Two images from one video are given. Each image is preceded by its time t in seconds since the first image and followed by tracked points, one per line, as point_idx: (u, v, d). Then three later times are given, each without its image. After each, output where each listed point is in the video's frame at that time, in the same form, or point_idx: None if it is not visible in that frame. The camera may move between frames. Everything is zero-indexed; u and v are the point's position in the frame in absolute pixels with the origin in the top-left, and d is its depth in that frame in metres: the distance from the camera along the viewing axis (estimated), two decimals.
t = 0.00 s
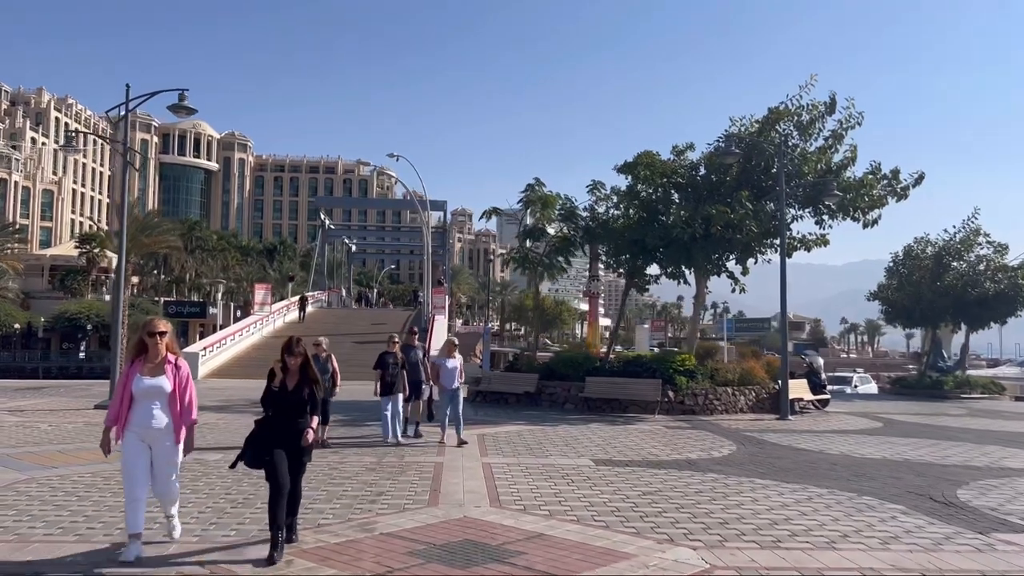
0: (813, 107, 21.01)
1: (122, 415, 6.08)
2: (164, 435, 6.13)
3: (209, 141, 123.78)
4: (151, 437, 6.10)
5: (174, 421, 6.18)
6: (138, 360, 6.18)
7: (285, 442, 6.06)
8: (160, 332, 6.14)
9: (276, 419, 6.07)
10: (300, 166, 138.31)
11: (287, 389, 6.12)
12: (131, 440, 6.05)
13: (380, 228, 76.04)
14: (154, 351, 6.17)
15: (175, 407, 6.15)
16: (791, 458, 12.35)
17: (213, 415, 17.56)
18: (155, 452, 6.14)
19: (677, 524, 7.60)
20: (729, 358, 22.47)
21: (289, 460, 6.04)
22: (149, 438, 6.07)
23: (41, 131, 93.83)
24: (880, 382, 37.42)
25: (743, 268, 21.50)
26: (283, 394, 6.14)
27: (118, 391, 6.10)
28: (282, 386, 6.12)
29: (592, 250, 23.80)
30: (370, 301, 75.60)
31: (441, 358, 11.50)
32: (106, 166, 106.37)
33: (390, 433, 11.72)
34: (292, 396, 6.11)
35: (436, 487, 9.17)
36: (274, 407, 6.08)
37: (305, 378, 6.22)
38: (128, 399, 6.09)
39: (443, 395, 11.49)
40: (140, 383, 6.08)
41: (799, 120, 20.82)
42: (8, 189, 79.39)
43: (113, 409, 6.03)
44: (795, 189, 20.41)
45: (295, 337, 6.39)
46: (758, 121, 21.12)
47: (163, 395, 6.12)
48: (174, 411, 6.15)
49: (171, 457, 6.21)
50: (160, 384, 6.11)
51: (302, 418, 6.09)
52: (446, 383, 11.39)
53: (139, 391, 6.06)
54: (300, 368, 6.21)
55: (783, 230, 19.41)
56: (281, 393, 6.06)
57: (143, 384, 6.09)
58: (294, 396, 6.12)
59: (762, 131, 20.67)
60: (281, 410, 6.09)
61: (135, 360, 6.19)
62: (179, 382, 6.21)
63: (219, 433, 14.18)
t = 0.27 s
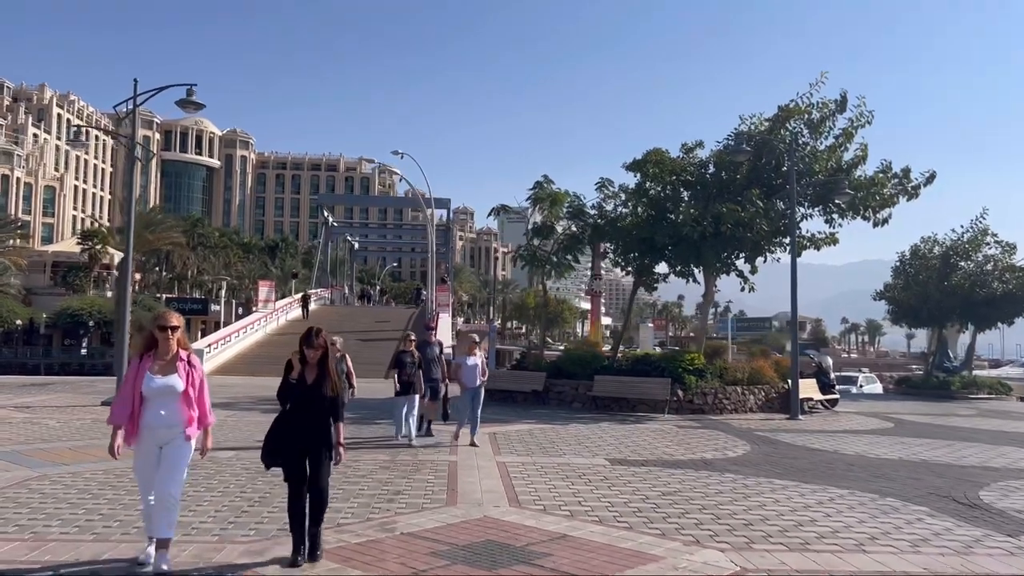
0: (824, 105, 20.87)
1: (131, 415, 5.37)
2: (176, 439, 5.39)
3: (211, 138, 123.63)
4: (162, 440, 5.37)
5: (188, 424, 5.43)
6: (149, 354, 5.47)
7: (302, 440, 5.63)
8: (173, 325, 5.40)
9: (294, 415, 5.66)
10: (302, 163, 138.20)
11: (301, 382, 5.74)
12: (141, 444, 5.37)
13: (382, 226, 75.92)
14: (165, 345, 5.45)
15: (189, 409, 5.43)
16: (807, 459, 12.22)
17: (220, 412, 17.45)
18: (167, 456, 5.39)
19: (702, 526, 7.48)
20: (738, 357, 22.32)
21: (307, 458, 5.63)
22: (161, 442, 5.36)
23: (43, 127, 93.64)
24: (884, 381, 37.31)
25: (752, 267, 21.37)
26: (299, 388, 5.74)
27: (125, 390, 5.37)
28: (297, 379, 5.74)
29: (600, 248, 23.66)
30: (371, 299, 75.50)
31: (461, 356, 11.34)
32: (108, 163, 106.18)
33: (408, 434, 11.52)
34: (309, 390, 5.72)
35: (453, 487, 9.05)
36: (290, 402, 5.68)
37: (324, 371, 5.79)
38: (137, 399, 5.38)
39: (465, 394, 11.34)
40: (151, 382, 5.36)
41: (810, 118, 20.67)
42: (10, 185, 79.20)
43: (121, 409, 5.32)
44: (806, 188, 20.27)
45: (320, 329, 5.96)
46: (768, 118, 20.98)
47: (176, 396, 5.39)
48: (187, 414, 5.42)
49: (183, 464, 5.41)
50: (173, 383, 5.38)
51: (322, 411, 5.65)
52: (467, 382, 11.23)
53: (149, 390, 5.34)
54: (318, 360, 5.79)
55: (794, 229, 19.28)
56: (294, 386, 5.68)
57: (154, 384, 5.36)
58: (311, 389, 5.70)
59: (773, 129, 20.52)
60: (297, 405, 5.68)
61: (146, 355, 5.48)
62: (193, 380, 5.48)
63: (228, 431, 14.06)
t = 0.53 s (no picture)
0: (837, 104, 20.70)
1: (150, 424, 5.15)
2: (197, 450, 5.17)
3: (216, 136, 123.63)
4: (182, 452, 5.14)
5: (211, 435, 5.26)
6: (172, 360, 5.27)
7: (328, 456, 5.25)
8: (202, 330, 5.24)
9: (318, 429, 5.29)
10: (306, 162, 138.22)
11: (329, 395, 5.31)
12: (164, 453, 5.15)
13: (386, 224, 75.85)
14: (191, 351, 5.26)
15: (213, 418, 5.26)
16: (828, 461, 12.07)
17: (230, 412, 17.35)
18: (185, 470, 5.16)
19: (730, 532, 7.34)
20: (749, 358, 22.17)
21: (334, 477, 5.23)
22: (183, 453, 5.14)
23: (48, 125, 93.66)
24: (893, 382, 37.14)
25: (764, 267, 21.21)
26: (327, 401, 5.33)
27: (148, 396, 5.15)
28: (323, 391, 5.33)
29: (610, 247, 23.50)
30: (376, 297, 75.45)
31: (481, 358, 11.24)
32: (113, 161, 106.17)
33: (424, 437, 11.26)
34: (336, 403, 5.30)
35: (473, 490, 8.93)
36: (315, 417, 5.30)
37: (352, 381, 5.38)
38: (159, 406, 5.15)
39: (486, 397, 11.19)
40: (172, 390, 5.15)
41: (823, 117, 20.51)
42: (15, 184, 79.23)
43: (140, 417, 5.11)
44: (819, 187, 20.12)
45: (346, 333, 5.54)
46: (781, 117, 20.82)
47: (201, 404, 5.20)
48: (212, 423, 5.24)
49: (204, 476, 5.20)
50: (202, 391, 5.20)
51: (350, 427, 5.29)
52: (489, 383, 11.11)
53: (173, 398, 5.13)
54: (346, 369, 5.38)
55: (807, 229, 19.14)
56: (319, 400, 5.28)
57: (177, 392, 5.14)
58: (338, 403, 5.30)
59: (786, 128, 20.37)
60: (323, 419, 5.29)
61: (169, 360, 5.28)
62: (219, 389, 5.32)
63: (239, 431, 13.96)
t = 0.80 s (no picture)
0: (853, 100, 20.54)
1: (179, 422, 4.84)
2: (229, 452, 4.84)
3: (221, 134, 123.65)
4: (211, 454, 4.80)
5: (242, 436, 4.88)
6: (201, 356, 4.95)
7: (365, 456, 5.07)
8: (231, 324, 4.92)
9: (354, 427, 5.11)
10: (311, 159, 138.26)
11: (365, 391, 5.14)
12: (189, 455, 4.79)
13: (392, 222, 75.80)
14: (220, 346, 4.94)
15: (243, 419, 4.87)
16: (850, 460, 11.95)
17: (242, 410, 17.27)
18: (215, 473, 4.83)
19: (761, 532, 7.23)
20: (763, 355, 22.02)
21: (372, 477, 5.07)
22: (210, 454, 4.79)
23: (55, 123, 93.80)
24: (905, 380, 36.93)
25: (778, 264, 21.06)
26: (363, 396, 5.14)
27: (174, 394, 4.85)
28: (359, 386, 5.15)
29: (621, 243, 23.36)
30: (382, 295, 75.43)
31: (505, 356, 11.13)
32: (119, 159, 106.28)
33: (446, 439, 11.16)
34: (372, 398, 5.13)
35: (496, 489, 8.82)
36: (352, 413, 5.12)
37: (390, 376, 5.20)
38: (188, 406, 4.84)
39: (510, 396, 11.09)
40: (202, 387, 4.82)
41: (839, 113, 20.34)
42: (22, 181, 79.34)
43: (167, 415, 4.80)
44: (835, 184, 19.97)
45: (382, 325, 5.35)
46: (796, 113, 20.67)
47: (229, 404, 4.84)
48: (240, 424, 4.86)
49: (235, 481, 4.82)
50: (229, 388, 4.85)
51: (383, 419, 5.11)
52: (513, 382, 11.00)
53: (200, 397, 4.80)
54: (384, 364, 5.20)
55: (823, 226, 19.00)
56: (354, 395, 5.10)
57: (206, 389, 4.82)
58: (374, 398, 5.13)
59: (801, 124, 20.21)
60: (360, 416, 5.12)
61: (199, 356, 4.97)
62: (251, 387, 4.94)
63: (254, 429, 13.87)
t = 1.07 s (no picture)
0: (870, 94, 20.35)
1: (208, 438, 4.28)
2: (266, 471, 4.30)
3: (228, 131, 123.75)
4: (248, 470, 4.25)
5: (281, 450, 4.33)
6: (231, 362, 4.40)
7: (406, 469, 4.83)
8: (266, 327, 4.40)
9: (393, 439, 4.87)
10: (318, 156, 138.36)
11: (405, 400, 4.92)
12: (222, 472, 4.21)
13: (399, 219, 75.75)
14: (253, 351, 4.40)
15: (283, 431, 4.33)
16: (875, 458, 11.80)
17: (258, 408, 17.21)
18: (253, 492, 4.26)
19: (798, 532, 7.11)
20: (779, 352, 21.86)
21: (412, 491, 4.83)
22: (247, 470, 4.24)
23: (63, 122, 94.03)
24: (917, 376, 36.66)
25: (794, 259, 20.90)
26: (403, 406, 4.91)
27: (202, 405, 4.29)
28: (398, 396, 4.92)
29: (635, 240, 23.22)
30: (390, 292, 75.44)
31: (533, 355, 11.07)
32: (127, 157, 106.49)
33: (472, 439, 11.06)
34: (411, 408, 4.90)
35: (523, 488, 8.71)
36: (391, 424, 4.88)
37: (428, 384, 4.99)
38: (219, 418, 4.28)
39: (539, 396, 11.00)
40: (236, 397, 4.27)
41: (855, 107, 20.17)
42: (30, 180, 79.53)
43: (196, 430, 4.26)
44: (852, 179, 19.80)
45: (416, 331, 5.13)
46: (812, 107, 20.50)
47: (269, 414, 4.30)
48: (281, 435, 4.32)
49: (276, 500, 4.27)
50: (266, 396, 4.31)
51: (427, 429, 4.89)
52: (542, 381, 10.91)
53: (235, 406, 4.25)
54: (422, 372, 4.99)
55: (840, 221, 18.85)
56: (395, 405, 4.87)
57: (240, 399, 4.27)
58: (414, 409, 4.90)
59: (817, 118, 20.03)
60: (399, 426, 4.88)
61: (230, 363, 4.42)
62: (289, 394, 4.41)
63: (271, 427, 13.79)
